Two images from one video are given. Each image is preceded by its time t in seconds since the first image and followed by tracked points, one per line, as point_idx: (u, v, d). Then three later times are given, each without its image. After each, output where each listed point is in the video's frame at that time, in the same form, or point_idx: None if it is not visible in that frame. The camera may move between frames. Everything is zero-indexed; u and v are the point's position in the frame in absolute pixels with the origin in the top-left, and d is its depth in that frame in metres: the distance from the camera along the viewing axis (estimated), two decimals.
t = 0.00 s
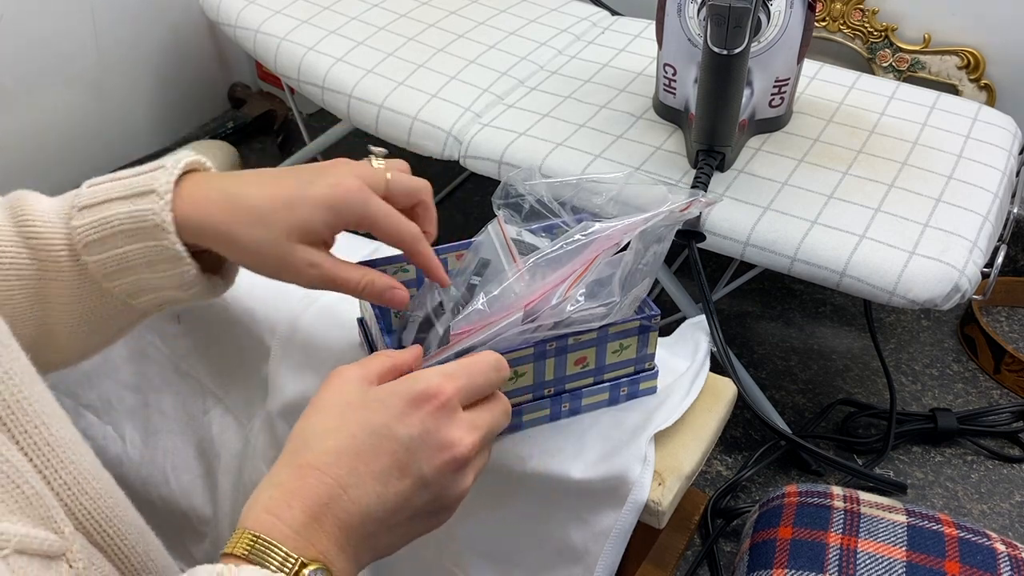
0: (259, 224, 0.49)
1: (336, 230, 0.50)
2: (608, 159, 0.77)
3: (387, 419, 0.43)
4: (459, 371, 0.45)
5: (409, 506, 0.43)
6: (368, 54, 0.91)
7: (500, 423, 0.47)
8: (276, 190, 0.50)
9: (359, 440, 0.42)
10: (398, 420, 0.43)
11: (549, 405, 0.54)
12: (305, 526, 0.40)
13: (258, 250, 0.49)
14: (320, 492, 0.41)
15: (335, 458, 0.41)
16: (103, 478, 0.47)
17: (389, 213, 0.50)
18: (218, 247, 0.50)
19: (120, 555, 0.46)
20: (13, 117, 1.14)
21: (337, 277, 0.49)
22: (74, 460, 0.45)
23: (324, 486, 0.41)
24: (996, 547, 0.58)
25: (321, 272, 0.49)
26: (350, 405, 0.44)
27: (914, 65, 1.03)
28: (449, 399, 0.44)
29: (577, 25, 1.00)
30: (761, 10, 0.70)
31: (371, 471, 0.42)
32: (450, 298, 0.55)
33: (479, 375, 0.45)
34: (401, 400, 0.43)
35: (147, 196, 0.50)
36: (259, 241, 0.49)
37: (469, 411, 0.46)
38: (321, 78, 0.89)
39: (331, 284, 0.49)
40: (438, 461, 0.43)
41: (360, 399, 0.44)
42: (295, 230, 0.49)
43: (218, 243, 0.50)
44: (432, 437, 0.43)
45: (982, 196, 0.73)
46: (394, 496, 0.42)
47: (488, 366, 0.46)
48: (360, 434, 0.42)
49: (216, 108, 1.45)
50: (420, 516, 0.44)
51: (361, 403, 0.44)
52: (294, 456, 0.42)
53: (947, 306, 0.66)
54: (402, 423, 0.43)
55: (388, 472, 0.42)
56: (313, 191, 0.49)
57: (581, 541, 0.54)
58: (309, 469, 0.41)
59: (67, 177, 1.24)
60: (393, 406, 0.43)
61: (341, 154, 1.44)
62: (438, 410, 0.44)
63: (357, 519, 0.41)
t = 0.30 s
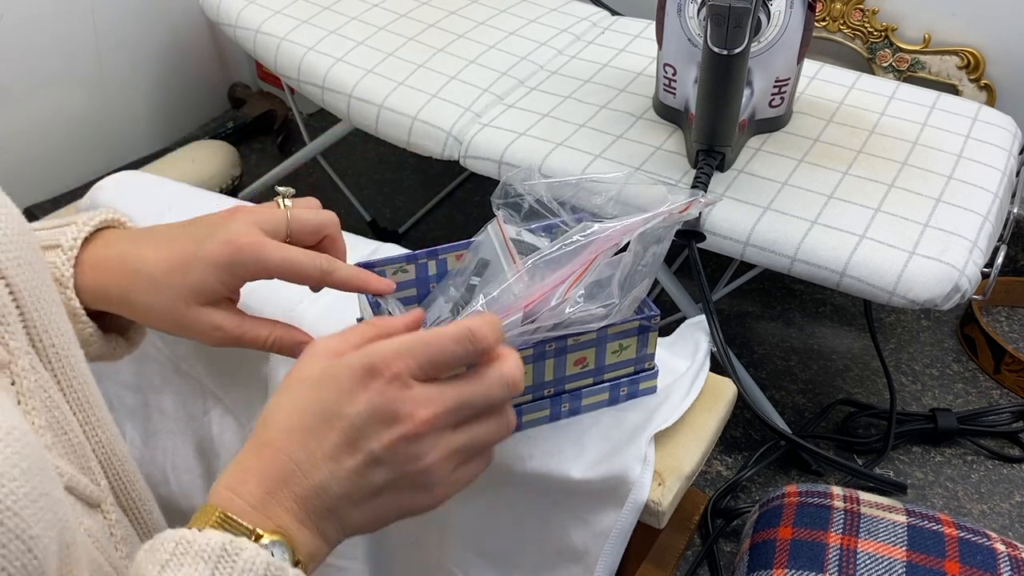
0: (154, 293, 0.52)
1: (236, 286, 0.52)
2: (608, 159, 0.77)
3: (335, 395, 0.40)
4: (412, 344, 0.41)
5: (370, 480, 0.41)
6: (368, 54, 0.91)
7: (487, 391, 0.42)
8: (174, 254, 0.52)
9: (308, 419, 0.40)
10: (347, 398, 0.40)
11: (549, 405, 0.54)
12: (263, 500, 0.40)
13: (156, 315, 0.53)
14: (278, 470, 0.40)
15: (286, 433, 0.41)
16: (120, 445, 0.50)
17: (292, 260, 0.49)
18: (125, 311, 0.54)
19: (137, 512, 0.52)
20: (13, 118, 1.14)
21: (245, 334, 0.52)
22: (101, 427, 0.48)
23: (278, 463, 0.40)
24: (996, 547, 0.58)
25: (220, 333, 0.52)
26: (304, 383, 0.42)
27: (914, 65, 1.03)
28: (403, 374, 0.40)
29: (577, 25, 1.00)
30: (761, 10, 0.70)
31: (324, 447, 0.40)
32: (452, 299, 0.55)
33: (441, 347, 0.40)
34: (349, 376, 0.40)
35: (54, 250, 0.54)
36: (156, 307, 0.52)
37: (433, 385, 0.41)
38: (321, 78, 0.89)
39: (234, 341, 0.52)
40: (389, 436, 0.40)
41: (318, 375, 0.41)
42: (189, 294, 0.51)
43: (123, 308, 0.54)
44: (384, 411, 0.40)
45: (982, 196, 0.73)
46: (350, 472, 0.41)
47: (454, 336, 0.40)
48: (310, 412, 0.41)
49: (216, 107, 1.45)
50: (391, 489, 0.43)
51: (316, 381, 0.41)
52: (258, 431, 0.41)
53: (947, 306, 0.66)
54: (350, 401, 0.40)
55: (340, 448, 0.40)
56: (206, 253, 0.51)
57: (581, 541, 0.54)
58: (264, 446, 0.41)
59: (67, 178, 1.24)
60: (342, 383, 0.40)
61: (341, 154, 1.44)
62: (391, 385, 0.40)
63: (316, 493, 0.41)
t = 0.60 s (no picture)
0: (166, 303, 0.52)
1: (241, 284, 0.52)
2: (608, 160, 0.77)
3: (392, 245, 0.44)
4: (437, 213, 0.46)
5: (444, 302, 0.41)
6: (368, 54, 0.91)
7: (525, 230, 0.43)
8: (176, 265, 0.52)
9: (374, 270, 0.42)
10: (404, 241, 0.43)
11: (549, 405, 0.54)
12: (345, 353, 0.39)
13: (173, 325, 0.53)
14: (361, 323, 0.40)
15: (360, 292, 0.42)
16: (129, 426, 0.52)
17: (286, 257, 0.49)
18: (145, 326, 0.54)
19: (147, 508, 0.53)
20: (13, 118, 1.14)
21: (260, 334, 0.52)
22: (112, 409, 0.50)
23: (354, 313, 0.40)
24: (996, 547, 0.58)
25: (237, 331, 0.52)
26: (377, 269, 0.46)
27: (914, 65, 1.03)
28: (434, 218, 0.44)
29: (577, 25, 1.00)
30: (761, 10, 0.70)
31: (391, 286, 0.41)
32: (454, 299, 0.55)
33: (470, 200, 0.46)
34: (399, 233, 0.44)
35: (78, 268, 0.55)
36: (169, 317, 0.52)
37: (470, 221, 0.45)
38: (321, 78, 0.89)
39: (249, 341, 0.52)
40: (444, 253, 0.42)
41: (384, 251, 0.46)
42: (198, 300, 0.52)
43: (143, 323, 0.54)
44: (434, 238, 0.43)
45: (982, 196, 0.73)
46: (421, 300, 0.40)
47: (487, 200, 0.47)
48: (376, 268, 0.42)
49: (216, 107, 1.45)
50: (470, 313, 0.41)
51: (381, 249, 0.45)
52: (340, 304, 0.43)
53: (947, 306, 0.66)
54: (404, 244, 0.43)
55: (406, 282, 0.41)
56: (205, 257, 0.51)
57: (581, 542, 0.55)
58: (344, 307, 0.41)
59: (67, 178, 1.24)
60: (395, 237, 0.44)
61: (341, 154, 1.44)
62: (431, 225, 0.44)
63: (400, 328, 0.40)
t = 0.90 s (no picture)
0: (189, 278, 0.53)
1: (262, 263, 0.52)
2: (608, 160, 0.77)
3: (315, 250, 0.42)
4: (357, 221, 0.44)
5: (375, 310, 0.40)
6: (368, 54, 0.91)
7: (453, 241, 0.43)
8: (199, 245, 0.53)
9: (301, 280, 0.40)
10: (322, 248, 0.41)
11: (549, 405, 0.54)
12: (276, 374, 0.38)
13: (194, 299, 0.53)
14: (292, 340, 0.38)
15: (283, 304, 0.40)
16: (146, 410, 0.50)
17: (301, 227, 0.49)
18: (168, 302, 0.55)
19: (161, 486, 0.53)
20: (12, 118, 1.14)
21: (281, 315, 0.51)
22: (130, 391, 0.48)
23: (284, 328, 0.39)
24: (996, 547, 0.58)
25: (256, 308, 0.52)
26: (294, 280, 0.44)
27: (914, 65, 1.03)
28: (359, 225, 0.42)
29: (577, 24, 1.00)
30: (760, 10, 0.70)
31: (320, 295, 0.39)
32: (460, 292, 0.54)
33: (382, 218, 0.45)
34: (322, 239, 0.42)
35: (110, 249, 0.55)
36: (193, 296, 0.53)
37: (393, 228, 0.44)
38: (321, 78, 0.89)
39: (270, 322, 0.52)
40: (372, 262, 0.41)
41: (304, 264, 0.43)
42: (224, 278, 0.52)
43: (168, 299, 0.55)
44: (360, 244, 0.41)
45: (982, 196, 0.73)
46: (353, 311, 0.39)
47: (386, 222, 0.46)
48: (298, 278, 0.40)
49: (216, 106, 1.45)
50: (400, 322, 0.41)
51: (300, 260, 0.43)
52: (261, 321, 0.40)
53: (947, 306, 0.66)
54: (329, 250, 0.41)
55: (336, 290, 0.40)
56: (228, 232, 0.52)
57: (581, 542, 0.55)
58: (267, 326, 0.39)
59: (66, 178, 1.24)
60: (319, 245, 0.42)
61: (341, 154, 1.44)
62: (355, 230, 0.42)
63: (327, 342, 0.39)
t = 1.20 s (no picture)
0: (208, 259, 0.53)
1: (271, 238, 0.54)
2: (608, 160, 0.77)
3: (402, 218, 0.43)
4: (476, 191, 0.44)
5: (436, 295, 0.40)
6: (368, 54, 0.91)
7: (548, 254, 0.41)
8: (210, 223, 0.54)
9: (383, 243, 0.41)
10: (417, 218, 0.42)
11: (549, 405, 0.54)
12: (333, 332, 0.40)
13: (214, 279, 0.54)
14: (353, 301, 0.40)
15: (358, 263, 0.41)
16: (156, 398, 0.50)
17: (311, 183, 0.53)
18: (191, 286, 0.55)
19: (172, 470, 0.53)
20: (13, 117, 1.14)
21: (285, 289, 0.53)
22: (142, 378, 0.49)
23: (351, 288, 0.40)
24: (997, 547, 0.58)
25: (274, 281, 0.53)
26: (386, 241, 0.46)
27: (914, 65, 1.03)
28: (456, 201, 0.42)
29: (577, 24, 1.00)
30: (761, 10, 0.70)
31: (390, 265, 0.40)
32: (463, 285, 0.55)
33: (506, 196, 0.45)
34: (413, 209, 0.43)
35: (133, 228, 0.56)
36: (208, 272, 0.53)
37: (496, 213, 0.43)
38: (321, 78, 0.89)
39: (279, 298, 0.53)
40: (452, 249, 0.40)
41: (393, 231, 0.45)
42: (237, 251, 0.54)
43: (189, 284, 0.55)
44: (442, 226, 0.41)
45: (982, 196, 0.73)
46: (415, 290, 0.40)
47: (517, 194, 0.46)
48: (378, 243, 0.42)
49: (216, 106, 1.45)
50: (461, 312, 0.41)
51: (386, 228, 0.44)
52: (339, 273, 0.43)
53: (947, 306, 0.66)
54: (413, 223, 0.41)
55: (405, 265, 0.40)
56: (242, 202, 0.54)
57: (581, 542, 0.54)
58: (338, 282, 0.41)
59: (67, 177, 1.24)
60: (411, 213, 0.43)
61: (341, 154, 1.44)
62: (450, 204, 0.42)
63: (382, 317, 0.40)
